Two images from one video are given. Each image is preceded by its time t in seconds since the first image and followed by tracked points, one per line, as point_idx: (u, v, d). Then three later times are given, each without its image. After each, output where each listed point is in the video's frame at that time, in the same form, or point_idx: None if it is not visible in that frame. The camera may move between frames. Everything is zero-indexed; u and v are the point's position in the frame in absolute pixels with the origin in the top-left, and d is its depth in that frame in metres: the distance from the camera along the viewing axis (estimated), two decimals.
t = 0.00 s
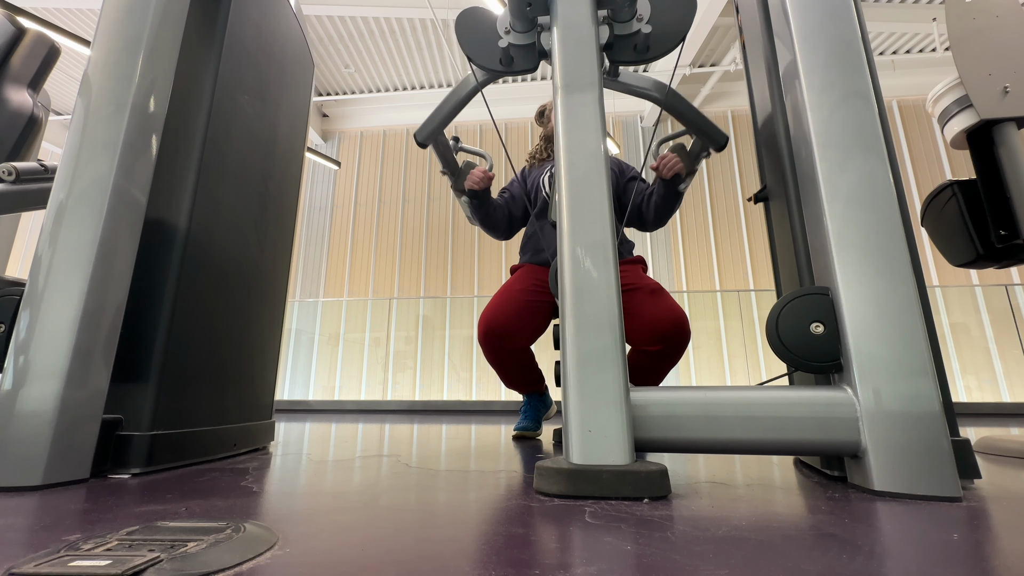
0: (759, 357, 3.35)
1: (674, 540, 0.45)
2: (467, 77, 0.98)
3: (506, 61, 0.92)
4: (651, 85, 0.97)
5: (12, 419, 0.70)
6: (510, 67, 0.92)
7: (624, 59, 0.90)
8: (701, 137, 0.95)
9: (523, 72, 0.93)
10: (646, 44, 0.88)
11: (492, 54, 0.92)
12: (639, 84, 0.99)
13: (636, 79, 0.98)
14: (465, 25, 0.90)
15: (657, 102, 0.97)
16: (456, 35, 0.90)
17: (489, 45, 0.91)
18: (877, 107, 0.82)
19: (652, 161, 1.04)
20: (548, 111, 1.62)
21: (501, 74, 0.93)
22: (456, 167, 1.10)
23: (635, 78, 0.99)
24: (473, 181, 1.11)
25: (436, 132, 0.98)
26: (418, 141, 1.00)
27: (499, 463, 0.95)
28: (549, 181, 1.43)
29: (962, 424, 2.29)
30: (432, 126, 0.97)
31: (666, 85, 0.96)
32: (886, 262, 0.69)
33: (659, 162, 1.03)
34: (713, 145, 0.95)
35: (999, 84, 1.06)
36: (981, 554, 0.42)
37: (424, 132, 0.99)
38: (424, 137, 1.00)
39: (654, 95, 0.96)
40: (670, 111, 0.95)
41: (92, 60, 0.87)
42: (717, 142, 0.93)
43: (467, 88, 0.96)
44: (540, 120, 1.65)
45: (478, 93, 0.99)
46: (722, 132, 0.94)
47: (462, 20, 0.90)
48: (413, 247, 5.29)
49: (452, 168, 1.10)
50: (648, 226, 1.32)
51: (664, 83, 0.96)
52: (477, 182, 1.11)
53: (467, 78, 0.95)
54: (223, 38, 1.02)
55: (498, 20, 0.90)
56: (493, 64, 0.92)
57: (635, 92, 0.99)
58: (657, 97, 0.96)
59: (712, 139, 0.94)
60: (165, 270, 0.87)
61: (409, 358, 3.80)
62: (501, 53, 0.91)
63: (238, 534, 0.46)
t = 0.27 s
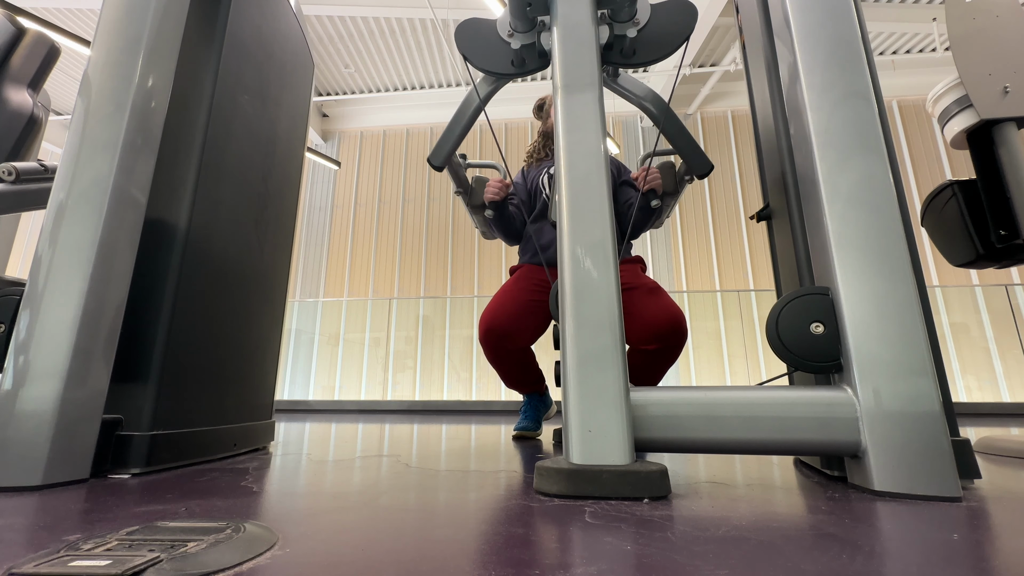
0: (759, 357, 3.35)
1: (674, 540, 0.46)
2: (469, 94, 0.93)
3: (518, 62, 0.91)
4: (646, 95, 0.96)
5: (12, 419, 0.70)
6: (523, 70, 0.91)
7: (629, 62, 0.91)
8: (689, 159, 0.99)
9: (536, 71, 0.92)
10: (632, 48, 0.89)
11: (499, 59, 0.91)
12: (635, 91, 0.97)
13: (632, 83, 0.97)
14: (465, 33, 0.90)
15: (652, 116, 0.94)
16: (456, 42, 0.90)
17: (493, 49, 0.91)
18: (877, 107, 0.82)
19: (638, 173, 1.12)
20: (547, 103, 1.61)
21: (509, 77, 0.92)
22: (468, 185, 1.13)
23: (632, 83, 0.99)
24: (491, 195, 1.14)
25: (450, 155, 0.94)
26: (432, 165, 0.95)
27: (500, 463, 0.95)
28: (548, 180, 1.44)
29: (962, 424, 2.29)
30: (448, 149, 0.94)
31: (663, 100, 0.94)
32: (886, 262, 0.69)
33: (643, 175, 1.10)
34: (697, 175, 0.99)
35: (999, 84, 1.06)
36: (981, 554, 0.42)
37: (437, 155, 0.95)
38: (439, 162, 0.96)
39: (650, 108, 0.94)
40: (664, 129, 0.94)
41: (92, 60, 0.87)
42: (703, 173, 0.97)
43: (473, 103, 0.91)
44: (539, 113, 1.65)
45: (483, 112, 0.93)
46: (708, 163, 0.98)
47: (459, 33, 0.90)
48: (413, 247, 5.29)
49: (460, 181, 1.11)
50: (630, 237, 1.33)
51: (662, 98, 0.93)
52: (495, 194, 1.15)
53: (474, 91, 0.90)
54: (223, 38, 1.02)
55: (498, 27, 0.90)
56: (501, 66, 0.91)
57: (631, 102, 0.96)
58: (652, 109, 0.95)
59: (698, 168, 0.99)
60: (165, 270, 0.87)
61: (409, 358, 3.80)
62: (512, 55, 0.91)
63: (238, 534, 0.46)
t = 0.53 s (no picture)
0: (759, 357, 3.35)
1: (674, 540, 0.46)
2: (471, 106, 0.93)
3: (526, 61, 0.91)
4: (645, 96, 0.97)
5: (12, 419, 0.70)
6: (532, 68, 0.91)
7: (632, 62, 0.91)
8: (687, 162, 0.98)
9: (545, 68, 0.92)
10: (631, 48, 0.89)
11: (504, 61, 0.91)
12: (635, 91, 0.98)
13: (632, 83, 0.98)
14: (466, 36, 0.89)
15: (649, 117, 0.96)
16: (456, 43, 0.89)
17: (494, 49, 0.91)
18: (877, 107, 0.82)
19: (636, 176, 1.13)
20: (547, 101, 1.61)
21: (514, 77, 0.92)
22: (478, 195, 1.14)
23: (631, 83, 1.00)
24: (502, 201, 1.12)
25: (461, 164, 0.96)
26: (444, 176, 0.96)
27: (499, 463, 0.95)
28: (548, 181, 1.44)
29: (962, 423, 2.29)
30: (459, 160, 0.95)
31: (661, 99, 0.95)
32: (886, 262, 0.69)
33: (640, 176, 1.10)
34: (695, 176, 0.99)
35: (999, 84, 1.06)
36: (981, 554, 0.42)
37: (449, 165, 0.96)
38: (450, 172, 0.97)
39: (650, 110, 0.96)
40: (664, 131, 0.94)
41: (92, 59, 0.87)
42: (700, 175, 0.97)
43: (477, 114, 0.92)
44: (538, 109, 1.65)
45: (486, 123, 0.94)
46: (705, 164, 0.97)
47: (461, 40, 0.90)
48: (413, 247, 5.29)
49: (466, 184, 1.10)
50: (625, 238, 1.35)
51: (660, 99, 0.95)
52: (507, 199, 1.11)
53: (477, 105, 0.90)
54: (223, 37, 1.02)
55: (498, 29, 0.90)
56: (503, 68, 0.91)
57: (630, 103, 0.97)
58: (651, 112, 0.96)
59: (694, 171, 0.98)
60: (164, 270, 0.87)
61: (409, 358, 3.80)
62: (519, 55, 0.91)
63: (239, 534, 0.46)
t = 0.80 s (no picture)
0: (759, 357, 3.35)
1: (674, 540, 0.46)
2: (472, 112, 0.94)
3: (529, 61, 0.90)
4: (644, 99, 0.98)
5: (12, 419, 0.70)
6: (536, 66, 0.90)
7: (631, 59, 0.90)
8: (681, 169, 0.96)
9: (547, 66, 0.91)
10: (627, 48, 0.89)
11: (505, 61, 0.91)
12: (633, 94, 0.99)
13: (631, 86, 0.99)
14: (467, 36, 0.89)
15: (646, 121, 0.97)
16: (456, 44, 0.89)
17: (495, 49, 0.91)
18: (877, 107, 0.82)
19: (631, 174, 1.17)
20: (548, 104, 1.61)
21: (517, 78, 0.92)
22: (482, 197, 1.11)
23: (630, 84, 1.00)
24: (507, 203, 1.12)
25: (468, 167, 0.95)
26: (450, 181, 0.96)
27: (499, 463, 0.95)
28: (548, 181, 1.44)
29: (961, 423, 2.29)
30: (464, 165, 0.95)
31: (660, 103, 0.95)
32: (886, 262, 0.69)
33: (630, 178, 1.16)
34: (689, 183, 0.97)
35: (999, 84, 1.06)
36: (982, 554, 0.42)
37: (455, 170, 0.96)
38: (455, 177, 0.97)
39: (648, 114, 0.96)
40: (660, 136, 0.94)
41: (92, 59, 0.87)
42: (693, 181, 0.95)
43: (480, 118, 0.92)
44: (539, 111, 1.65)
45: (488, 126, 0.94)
46: (701, 172, 0.95)
47: (461, 45, 0.90)
48: (413, 247, 5.29)
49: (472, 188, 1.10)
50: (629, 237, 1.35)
51: (657, 103, 0.95)
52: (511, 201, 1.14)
53: (479, 110, 0.91)
54: (223, 37, 1.02)
55: (498, 30, 0.90)
56: (503, 68, 0.91)
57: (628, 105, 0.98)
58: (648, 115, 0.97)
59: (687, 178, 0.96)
60: (164, 270, 0.87)
61: (409, 358, 3.80)
62: (522, 56, 0.90)
63: (238, 534, 0.46)
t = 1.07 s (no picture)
0: (759, 357, 3.35)
1: (674, 539, 0.46)
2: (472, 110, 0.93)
3: (527, 61, 0.90)
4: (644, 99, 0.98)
5: (12, 418, 0.70)
6: (535, 67, 0.90)
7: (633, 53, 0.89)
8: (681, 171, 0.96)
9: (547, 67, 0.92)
10: (627, 48, 0.89)
11: (505, 61, 0.91)
12: (633, 94, 0.99)
13: (631, 86, 0.99)
14: (467, 35, 0.89)
15: (646, 121, 0.97)
16: (456, 42, 0.89)
17: (495, 50, 0.91)
18: (877, 107, 0.82)
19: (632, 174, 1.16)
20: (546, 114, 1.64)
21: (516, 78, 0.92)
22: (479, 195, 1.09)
23: (629, 85, 1.00)
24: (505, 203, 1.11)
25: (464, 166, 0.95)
26: (448, 178, 0.95)
27: (499, 463, 0.95)
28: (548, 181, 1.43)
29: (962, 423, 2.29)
30: (461, 163, 0.94)
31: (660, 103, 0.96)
32: (886, 262, 0.69)
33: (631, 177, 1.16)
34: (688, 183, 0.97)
35: (999, 84, 1.06)
36: (982, 554, 0.42)
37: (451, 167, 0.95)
38: (452, 175, 0.95)
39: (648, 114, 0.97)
40: (659, 137, 0.93)
41: (92, 59, 0.87)
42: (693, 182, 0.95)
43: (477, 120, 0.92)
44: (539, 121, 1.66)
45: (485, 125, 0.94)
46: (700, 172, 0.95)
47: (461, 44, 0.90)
48: (413, 247, 5.29)
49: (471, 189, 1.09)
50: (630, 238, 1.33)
51: (658, 105, 0.95)
52: (508, 200, 1.12)
53: (477, 109, 0.91)
54: (223, 37, 1.02)
55: (498, 30, 0.90)
56: (503, 68, 0.91)
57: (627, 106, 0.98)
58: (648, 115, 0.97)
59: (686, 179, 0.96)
60: (164, 270, 0.87)
61: (409, 358, 3.80)
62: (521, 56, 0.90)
63: (238, 534, 0.46)
